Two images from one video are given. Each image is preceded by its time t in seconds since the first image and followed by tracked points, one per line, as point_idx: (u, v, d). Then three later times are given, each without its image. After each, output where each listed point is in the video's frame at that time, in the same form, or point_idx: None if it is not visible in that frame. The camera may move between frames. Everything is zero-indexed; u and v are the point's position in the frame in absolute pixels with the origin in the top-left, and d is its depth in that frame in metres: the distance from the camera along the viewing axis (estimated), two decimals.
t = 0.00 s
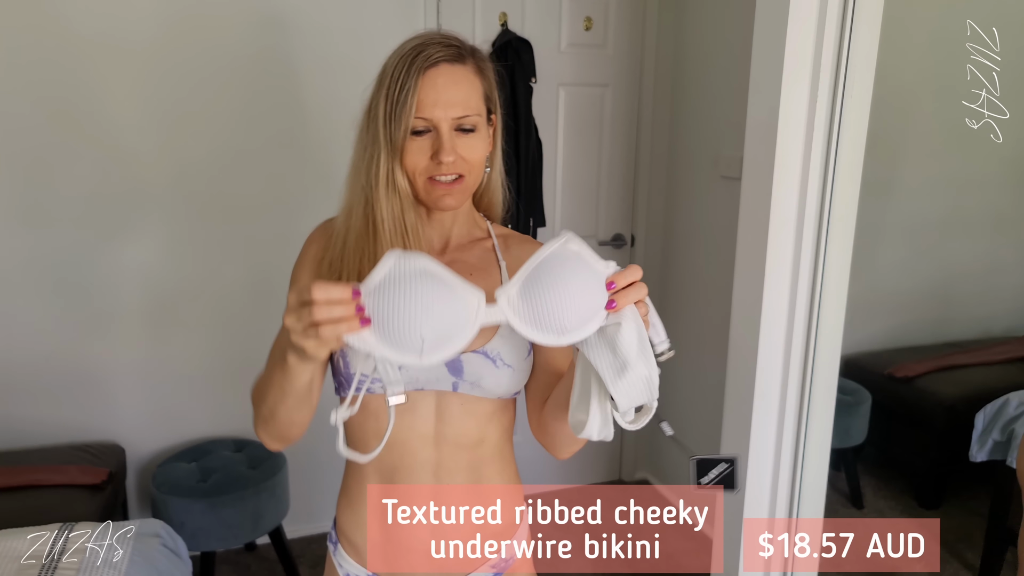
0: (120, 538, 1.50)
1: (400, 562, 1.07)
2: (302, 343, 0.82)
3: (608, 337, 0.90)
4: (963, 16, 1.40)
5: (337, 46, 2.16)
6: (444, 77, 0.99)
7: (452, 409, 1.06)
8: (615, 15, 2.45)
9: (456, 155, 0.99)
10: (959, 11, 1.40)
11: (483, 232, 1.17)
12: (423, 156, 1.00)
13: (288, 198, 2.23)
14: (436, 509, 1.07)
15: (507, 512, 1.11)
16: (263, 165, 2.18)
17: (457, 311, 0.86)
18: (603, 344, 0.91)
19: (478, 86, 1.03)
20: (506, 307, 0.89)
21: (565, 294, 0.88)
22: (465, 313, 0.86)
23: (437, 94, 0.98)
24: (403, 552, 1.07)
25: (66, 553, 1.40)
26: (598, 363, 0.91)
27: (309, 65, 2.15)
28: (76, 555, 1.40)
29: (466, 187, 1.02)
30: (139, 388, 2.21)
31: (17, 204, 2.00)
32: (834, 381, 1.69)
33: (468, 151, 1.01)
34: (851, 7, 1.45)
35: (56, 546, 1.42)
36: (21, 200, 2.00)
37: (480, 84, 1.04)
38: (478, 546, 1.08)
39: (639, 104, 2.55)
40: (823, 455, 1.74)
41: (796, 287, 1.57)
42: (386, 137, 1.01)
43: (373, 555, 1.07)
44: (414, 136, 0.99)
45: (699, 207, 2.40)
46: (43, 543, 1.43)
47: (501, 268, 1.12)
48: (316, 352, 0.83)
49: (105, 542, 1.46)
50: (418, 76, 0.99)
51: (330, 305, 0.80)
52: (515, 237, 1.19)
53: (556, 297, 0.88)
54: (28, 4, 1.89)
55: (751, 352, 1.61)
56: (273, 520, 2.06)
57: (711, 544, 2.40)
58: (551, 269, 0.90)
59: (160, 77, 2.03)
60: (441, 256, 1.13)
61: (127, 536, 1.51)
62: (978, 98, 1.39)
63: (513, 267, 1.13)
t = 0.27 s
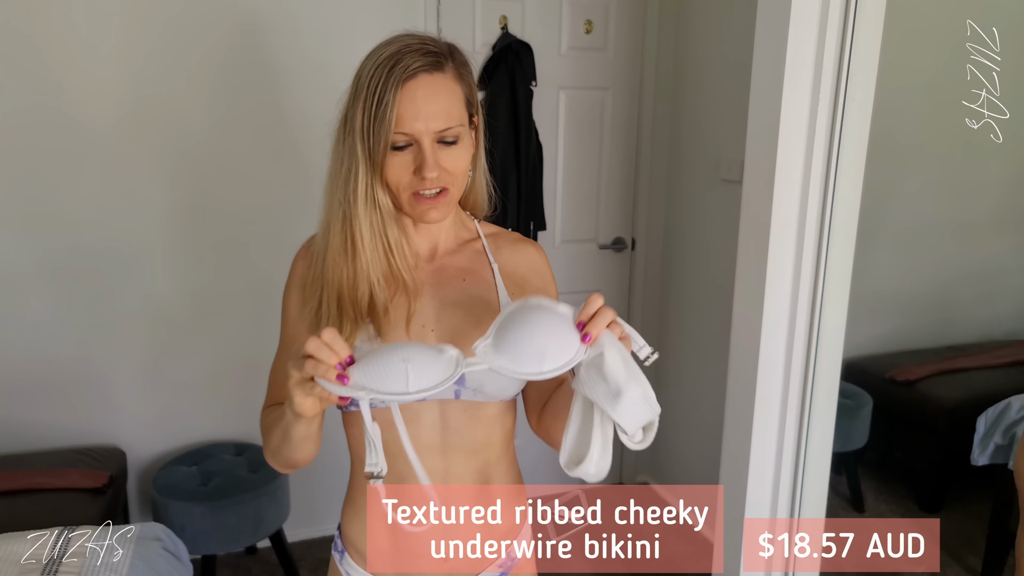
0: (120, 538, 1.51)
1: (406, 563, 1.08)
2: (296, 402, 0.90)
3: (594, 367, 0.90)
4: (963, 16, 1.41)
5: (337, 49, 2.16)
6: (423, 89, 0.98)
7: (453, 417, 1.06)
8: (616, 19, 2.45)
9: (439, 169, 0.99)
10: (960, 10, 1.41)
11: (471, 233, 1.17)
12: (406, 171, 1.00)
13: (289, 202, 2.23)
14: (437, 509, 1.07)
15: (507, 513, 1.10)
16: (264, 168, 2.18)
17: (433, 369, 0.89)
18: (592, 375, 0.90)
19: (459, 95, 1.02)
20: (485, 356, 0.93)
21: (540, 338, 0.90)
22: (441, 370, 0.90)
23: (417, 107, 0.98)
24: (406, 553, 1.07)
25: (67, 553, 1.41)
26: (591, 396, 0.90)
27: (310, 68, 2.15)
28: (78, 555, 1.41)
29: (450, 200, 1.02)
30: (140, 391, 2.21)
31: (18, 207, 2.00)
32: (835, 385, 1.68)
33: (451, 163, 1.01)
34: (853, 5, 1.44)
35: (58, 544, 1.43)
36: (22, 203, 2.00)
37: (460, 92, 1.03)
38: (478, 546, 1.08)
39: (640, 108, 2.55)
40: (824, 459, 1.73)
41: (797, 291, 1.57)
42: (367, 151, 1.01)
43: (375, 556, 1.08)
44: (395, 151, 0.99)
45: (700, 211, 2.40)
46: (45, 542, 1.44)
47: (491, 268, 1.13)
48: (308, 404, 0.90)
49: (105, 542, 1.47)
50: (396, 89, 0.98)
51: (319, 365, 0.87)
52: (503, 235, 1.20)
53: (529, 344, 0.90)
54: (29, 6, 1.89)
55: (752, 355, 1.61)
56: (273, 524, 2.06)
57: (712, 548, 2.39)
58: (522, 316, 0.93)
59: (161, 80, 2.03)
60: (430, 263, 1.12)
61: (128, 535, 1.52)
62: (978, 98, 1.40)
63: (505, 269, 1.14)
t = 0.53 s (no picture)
0: (120, 537, 1.51)
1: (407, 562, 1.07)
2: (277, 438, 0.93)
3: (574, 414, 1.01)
4: (963, 16, 1.40)
5: (337, 48, 2.16)
6: (416, 131, 0.94)
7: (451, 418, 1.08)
8: (617, 19, 2.45)
9: (434, 211, 0.97)
10: (960, 10, 1.40)
11: (471, 234, 1.17)
12: (400, 208, 0.98)
13: (289, 201, 2.23)
14: (437, 509, 1.08)
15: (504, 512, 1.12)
16: (264, 167, 2.18)
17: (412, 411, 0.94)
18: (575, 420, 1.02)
19: (453, 127, 0.98)
20: (461, 396, 0.98)
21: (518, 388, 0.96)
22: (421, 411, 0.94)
23: (410, 151, 0.94)
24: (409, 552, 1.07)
25: (67, 552, 1.41)
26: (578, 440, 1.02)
27: (311, 67, 2.15)
28: (77, 554, 1.41)
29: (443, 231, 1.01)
30: (140, 390, 2.20)
31: (19, 205, 1.99)
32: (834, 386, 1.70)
33: (445, 199, 0.99)
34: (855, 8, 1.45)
35: (58, 544, 1.43)
36: (22, 201, 1.99)
37: (455, 124, 0.98)
38: (479, 546, 1.09)
39: (641, 108, 2.55)
40: (823, 459, 1.75)
41: (798, 291, 1.58)
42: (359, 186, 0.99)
43: (377, 557, 1.07)
44: (387, 189, 0.97)
45: (700, 211, 2.40)
46: (45, 541, 1.44)
47: (491, 272, 1.13)
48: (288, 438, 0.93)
49: (105, 541, 1.47)
50: (388, 132, 0.94)
51: (306, 406, 0.91)
52: (504, 234, 1.18)
53: (502, 390, 0.96)
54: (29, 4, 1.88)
55: (753, 356, 1.61)
56: (273, 523, 2.06)
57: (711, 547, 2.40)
58: (498, 366, 1.00)
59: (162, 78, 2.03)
60: (429, 269, 1.13)
61: (128, 535, 1.52)
62: (978, 98, 1.39)
63: (506, 271, 1.13)
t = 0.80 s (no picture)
0: (120, 538, 1.49)
1: (405, 561, 1.08)
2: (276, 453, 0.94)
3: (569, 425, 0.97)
4: (963, 16, 1.40)
5: (338, 46, 2.15)
6: (407, 156, 0.94)
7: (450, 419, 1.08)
8: (619, 17, 2.44)
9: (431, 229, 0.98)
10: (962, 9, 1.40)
11: (466, 233, 1.16)
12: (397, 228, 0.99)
13: (290, 199, 2.22)
14: (436, 509, 1.08)
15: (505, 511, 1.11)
16: (265, 166, 2.17)
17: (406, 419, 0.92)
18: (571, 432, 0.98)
19: (444, 144, 0.97)
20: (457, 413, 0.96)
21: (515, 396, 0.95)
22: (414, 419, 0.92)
23: (403, 176, 0.94)
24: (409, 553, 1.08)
25: (67, 552, 1.40)
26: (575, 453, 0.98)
27: (312, 65, 2.15)
28: (78, 555, 1.40)
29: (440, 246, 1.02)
30: (142, 387, 2.21)
31: (21, 203, 2.00)
32: (836, 382, 1.69)
33: (441, 214, 0.99)
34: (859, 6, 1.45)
35: (57, 546, 1.42)
36: (24, 199, 1.99)
37: (445, 140, 0.98)
38: (478, 546, 1.09)
39: (642, 106, 2.55)
40: (826, 459, 1.74)
41: (800, 290, 1.57)
42: (351, 210, 0.98)
43: (375, 557, 1.07)
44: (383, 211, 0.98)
45: (702, 209, 2.40)
46: (45, 541, 1.43)
47: (487, 273, 1.12)
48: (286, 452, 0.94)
49: (105, 541, 1.46)
50: (380, 160, 0.94)
51: (301, 419, 0.92)
52: (500, 230, 1.18)
53: (498, 399, 0.94)
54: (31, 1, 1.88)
55: (755, 355, 1.61)
56: (274, 520, 2.07)
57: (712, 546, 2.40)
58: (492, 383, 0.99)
59: (163, 76, 2.02)
60: (424, 272, 1.13)
61: (127, 536, 1.51)
62: (977, 98, 1.38)
63: (502, 272, 1.13)
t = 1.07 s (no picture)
0: (121, 538, 1.49)
1: (404, 560, 1.09)
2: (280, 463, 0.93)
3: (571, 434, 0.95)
4: (963, 17, 1.40)
5: (341, 45, 2.15)
6: (411, 173, 0.94)
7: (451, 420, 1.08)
8: (621, 16, 2.44)
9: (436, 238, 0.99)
10: (962, 10, 1.40)
11: (466, 234, 1.16)
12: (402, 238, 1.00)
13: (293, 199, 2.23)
14: (430, 508, 1.09)
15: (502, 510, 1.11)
16: (268, 165, 2.18)
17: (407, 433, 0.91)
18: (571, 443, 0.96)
19: (445, 156, 0.98)
20: (459, 424, 0.95)
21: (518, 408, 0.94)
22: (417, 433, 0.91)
23: (407, 193, 0.94)
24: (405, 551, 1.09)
25: (68, 553, 1.39)
26: (574, 461, 0.96)
27: (315, 64, 2.15)
28: (78, 555, 1.39)
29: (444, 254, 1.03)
30: (145, 386, 2.21)
31: (25, 202, 2.00)
32: (839, 382, 1.71)
33: (444, 223, 1.01)
34: (862, 4, 1.45)
35: (58, 546, 1.41)
36: (27, 199, 2.00)
37: (446, 152, 0.98)
38: (473, 547, 1.09)
39: (644, 105, 2.55)
40: (828, 458, 1.74)
41: (803, 289, 1.57)
42: (354, 226, 0.98)
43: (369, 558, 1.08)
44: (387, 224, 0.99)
45: (704, 208, 2.40)
46: (45, 542, 1.42)
47: (487, 275, 1.13)
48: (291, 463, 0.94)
49: (106, 541, 1.45)
50: (385, 179, 0.94)
51: (307, 434, 0.91)
52: (499, 231, 1.18)
53: (500, 411, 0.94)
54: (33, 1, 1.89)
55: (757, 355, 1.61)
56: (277, 519, 2.07)
57: (716, 545, 2.40)
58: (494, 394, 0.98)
59: (166, 76, 2.03)
60: (424, 276, 1.12)
61: (128, 536, 1.50)
62: (977, 98, 1.39)
63: (502, 274, 1.13)
